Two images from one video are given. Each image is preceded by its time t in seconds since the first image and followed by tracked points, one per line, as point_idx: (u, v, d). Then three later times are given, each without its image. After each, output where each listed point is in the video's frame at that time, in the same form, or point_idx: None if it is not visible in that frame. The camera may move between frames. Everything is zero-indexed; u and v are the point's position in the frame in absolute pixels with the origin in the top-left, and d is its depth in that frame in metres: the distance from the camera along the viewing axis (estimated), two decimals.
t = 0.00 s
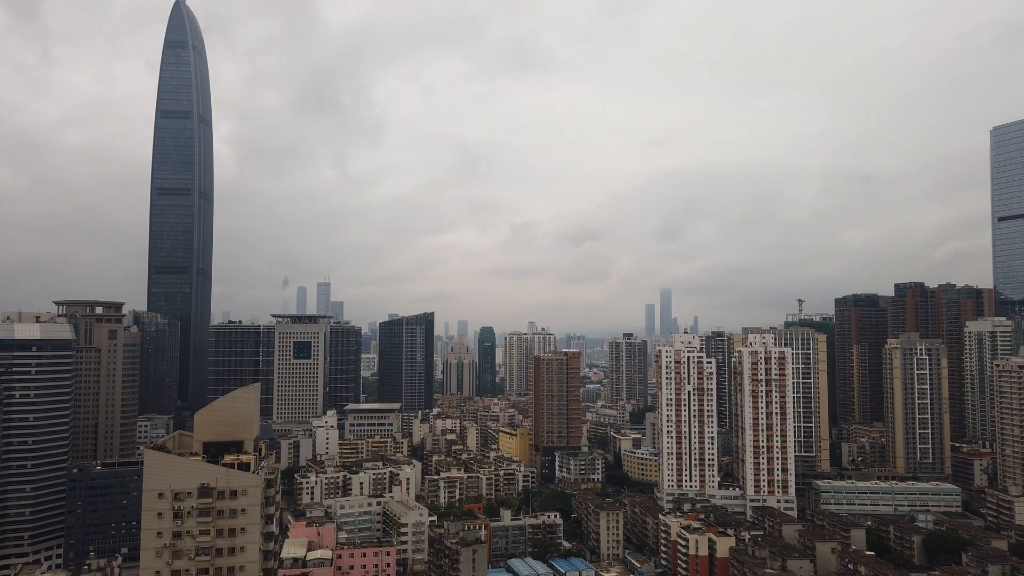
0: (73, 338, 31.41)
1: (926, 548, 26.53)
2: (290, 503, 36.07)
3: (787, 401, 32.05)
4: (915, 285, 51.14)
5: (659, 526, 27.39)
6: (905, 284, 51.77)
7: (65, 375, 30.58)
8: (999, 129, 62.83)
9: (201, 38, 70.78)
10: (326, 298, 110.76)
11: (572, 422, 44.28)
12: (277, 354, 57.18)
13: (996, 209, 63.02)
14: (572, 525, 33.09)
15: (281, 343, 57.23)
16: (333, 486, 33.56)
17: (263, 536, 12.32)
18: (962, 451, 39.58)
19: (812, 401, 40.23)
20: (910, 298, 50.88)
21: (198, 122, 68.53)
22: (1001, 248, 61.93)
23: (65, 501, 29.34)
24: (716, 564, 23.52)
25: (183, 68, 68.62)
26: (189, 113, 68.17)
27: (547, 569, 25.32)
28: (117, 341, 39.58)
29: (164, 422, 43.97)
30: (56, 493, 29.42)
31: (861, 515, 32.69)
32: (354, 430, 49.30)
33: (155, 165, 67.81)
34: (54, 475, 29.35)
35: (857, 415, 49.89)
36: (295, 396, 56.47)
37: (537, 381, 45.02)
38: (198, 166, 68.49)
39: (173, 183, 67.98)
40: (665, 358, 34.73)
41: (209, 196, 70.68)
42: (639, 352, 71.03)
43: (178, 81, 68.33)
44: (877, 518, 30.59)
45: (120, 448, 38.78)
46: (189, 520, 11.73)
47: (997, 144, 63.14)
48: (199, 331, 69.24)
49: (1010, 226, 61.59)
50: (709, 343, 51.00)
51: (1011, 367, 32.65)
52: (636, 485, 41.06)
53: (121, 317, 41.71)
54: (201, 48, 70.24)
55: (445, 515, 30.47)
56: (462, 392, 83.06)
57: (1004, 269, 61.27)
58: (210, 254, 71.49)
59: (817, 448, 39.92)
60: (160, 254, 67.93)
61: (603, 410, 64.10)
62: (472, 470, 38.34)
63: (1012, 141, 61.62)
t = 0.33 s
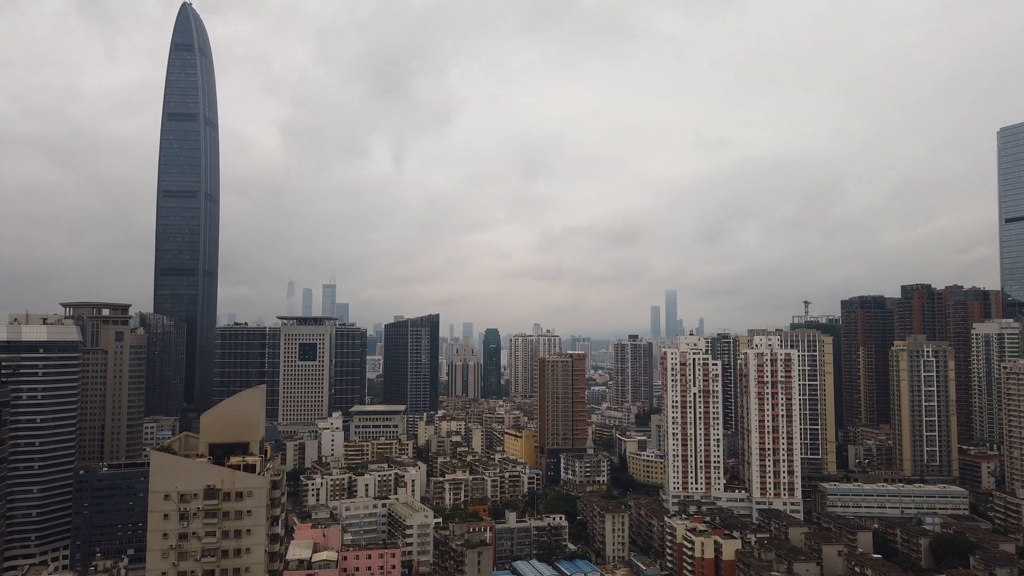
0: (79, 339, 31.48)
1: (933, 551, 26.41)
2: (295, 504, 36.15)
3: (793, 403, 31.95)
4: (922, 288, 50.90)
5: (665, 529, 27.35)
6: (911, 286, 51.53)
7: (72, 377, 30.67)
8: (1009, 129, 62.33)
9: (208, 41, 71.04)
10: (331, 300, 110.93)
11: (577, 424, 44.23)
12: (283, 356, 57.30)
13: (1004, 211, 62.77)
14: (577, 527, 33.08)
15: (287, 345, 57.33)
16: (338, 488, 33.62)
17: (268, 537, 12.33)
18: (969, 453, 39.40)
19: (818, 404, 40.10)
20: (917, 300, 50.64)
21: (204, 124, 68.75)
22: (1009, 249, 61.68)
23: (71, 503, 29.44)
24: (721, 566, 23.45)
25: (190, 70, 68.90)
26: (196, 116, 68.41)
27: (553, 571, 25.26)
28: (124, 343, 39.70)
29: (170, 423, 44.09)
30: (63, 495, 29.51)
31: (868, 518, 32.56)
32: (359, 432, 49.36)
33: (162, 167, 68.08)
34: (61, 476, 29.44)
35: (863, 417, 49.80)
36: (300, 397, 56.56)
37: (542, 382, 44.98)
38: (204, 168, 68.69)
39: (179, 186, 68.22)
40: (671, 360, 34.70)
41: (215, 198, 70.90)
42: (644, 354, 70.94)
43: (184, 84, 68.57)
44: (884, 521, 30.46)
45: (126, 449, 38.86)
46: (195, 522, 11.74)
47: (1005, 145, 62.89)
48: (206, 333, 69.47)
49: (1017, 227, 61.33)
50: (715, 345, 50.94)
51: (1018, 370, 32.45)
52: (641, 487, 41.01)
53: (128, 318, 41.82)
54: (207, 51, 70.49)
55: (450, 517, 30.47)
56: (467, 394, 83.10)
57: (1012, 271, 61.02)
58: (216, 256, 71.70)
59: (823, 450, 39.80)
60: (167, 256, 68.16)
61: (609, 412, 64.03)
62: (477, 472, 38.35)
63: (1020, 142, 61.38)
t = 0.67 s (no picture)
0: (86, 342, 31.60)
1: (940, 554, 26.27)
2: (301, 506, 36.19)
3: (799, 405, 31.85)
4: (929, 289, 50.66)
5: (670, 531, 27.30)
6: (918, 288, 51.23)
7: (80, 379, 30.80)
8: (1016, 131, 62.05)
9: (214, 44, 71.29)
10: (337, 302, 111.14)
11: (582, 426, 44.19)
12: (288, 358, 57.38)
13: (1010, 212, 62.45)
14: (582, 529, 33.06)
15: (292, 347, 57.39)
16: (343, 490, 33.63)
17: (274, 539, 12.35)
18: (977, 456, 39.18)
19: (825, 406, 39.95)
20: (924, 302, 50.23)
21: (210, 127, 68.95)
22: (1016, 251, 61.38)
23: (78, 505, 29.55)
24: (727, 569, 23.38)
25: (196, 73, 69.15)
26: (202, 118, 68.63)
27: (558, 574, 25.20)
28: (130, 345, 39.86)
29: (176, 426, 44.28)
30: (70, 496, 29.63)
31: (875, 521, 32.42)
32: (364, 433, 49.40)
33: (168, 170, 68.33)
34: (68, 478, 29.56)
35: (870, 420, 49.67)
36: (305, 399, 56.66)
37: (547, 384, 44.95)
38: (211, 170, 68.89)
39: (185, 188, 68.44)
40: (676, 362, 34.64)
41: (221, 200, 71.12)
42: (649, 356, 70.85)
43: (190, 87, 68.81)
44: (891, 523, 30.36)
45: (133, 451, 38.97)
46: (201, 523, 11.78)
47: (1012, 146, 62.60)
48: (212, 335, 69.66)
49: None
50: (721, 347, 50.87)
51: None
52: (647, 490, 40.94)
53: (134, 320, 41.98)
54: (213, 54, 70.73)
55: (456, 519, 30.49)
56: (472, 396, 83.11)
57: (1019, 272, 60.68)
58: (222, 258, 71.90)
59: (829, 453, 39.70)
60: (173, 258, 68.41)
61: (614, 415, 63.94)
62: (483, 474, 38.32)
63: None
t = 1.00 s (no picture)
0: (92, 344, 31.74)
1: (947, 556, 26.15)
2: (306, 508, 36.22)
3: (805, 407, 31.74)
4: (936, 291, 50.60)
5: (676, 534, 27.23)
6: (925, 290, 51.22)
7: (86, 381, 30.91)
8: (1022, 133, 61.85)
9: (220, 47, 71.61)
10: (342, 304, 111.27)
11: (587, 429, 44.11)
12: (293, 359, 57.47)
13: (1017, 215, 62.18)
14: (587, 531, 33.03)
15: (298, 349, 57.48)
16: (349, 492, 33.65)
17: (279, 540, 12.35)
18: (984, 458, 38.97)
19: (831, 408, 39.85)
20: (930, 304, 50.38)
21: (216, 130, 69.21)
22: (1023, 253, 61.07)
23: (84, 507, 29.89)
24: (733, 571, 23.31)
25: (202, 76, 69.51)
26: (208, 121, 68.90)
27: None
28: (136, 347, 40.04)
29: (182, 427, 44.48)
30: (77, 498, 29.64)
31: (882, 524, 32.30)
32: (369, 435, 49.45)
33: (174, 173, 68.61)
34: (75, 480, 29.60)
35: (876, 423, 49.51)
36: (311, 401, 56.74)
37: (552, 387, 44.91)
38: (216, 173, 69.13)
39: (191, 191, 68.73)
40: (681, 364, 34.61)
41: (227, 203, 71.36)
42: (654, 358, 70.73)
43: (196, 90, 69.12)
44: (898, 526, 30.22)
45: (139, 452, 38.99)
46: (206, 525, 11.79)
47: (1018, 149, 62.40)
48: (217, 338, 69.82)
49: None
50: (726, 349, 50.76)
51: None
52: (652, 492, 40.89)
53: (140, 323, 42.16)
54: (219, 57, 71.05)
55: (461, 522, 30.47)
56: (477, 398, 83.08)
57: None
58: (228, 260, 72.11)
59: (836, 456, 39.57)
60: (179, 260, 68.65)
61: (619, 417, 63.86)
62: (488, 476, 38.29)
63: None
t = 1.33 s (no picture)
0: (99, 346, 31.83)
1: (954, 559, 26.01)
2: (312, 510, 36.25)
3: (812, 410, 31.64)
4: (942, 292, 50.32)
5: (682, 536, 27.18)
6: (931, 291, 50.91)
7: (93, 382, 31.02)
8: None
9: (225, 50, 71.81)
10: (348, 305, 111.41)
11: (593, 430, 44.03)
12: (299, 361, 57.56)
13: None
14: (593, 533, 33.02)
15: (303, 350, 57.60)
16: (354, 493, 33.63)
17: (285, 541, 12.38)
18: (991, 460, 38.77)
19: (837, 410, 39.71)
20: (937, 305, 50.11)
21: (222, 132, 69.40)
22: None
23: (90, 508, 29.80)
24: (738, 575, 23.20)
25: (208, 79, 69.73)
26: (214, 124, 69.11)
27: None
28: (143, 349, 40.18)
29: (188, 429, 44.59)
30: (83, 499, 29.83)
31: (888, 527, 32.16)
32: (374, 437, 49.50)
33: (181, 175, 68.81)
34: (81, 482, 29.73)
35: (883, 425, 49.38)
36: (316, 402, 56.81)
37: (558, 388, 44.86)
38: (222, 175, 69.33)
39: (197, 193, 68.98)
40: (687, 366, 34.57)
41: (233, 205, 71.53)
42: (660, 360, 70.61)
43: (202, 92, 69.36)
44: (905, 529, 30.07)
45: (146, 454, 39.03)
46: (212, 526, 11.81)
47: None
48: (223, 339, 69.99)
49: None
50: (731, 351, 50.64)
51: None
52: (657, 494, 40.80)
53: (146, 324, 42.33)
54: (225, 59, 71.25)
55: (466, 523, 30.48)
56: (482, 400, 83.10)
57: None
58: (234, 262, 72.27)
59: (842, 458, 39.45)
60: (185, 262, 68.87)
61: (625, 418, 63.83)
62: (493, 477, 38.26)
63: None
